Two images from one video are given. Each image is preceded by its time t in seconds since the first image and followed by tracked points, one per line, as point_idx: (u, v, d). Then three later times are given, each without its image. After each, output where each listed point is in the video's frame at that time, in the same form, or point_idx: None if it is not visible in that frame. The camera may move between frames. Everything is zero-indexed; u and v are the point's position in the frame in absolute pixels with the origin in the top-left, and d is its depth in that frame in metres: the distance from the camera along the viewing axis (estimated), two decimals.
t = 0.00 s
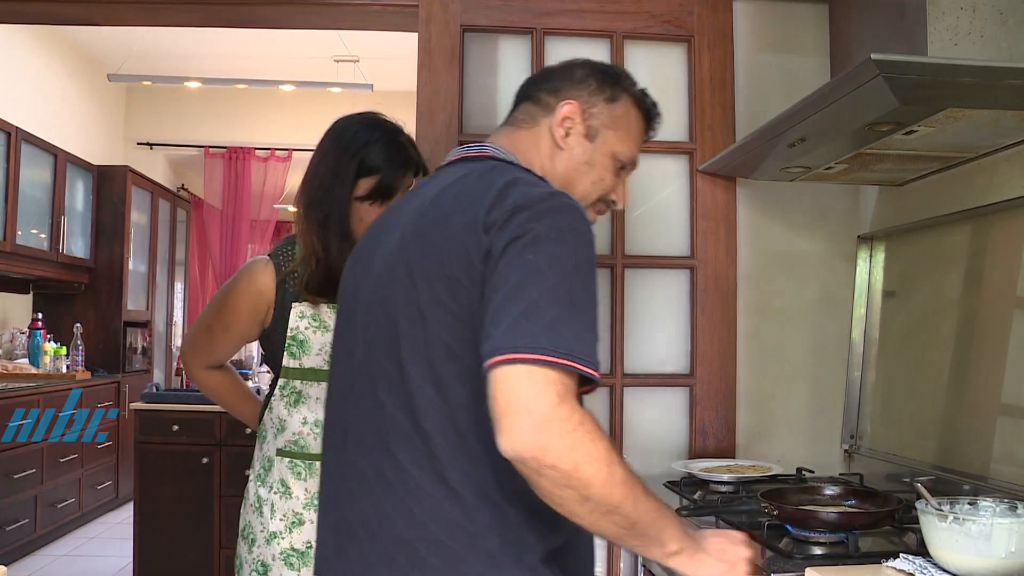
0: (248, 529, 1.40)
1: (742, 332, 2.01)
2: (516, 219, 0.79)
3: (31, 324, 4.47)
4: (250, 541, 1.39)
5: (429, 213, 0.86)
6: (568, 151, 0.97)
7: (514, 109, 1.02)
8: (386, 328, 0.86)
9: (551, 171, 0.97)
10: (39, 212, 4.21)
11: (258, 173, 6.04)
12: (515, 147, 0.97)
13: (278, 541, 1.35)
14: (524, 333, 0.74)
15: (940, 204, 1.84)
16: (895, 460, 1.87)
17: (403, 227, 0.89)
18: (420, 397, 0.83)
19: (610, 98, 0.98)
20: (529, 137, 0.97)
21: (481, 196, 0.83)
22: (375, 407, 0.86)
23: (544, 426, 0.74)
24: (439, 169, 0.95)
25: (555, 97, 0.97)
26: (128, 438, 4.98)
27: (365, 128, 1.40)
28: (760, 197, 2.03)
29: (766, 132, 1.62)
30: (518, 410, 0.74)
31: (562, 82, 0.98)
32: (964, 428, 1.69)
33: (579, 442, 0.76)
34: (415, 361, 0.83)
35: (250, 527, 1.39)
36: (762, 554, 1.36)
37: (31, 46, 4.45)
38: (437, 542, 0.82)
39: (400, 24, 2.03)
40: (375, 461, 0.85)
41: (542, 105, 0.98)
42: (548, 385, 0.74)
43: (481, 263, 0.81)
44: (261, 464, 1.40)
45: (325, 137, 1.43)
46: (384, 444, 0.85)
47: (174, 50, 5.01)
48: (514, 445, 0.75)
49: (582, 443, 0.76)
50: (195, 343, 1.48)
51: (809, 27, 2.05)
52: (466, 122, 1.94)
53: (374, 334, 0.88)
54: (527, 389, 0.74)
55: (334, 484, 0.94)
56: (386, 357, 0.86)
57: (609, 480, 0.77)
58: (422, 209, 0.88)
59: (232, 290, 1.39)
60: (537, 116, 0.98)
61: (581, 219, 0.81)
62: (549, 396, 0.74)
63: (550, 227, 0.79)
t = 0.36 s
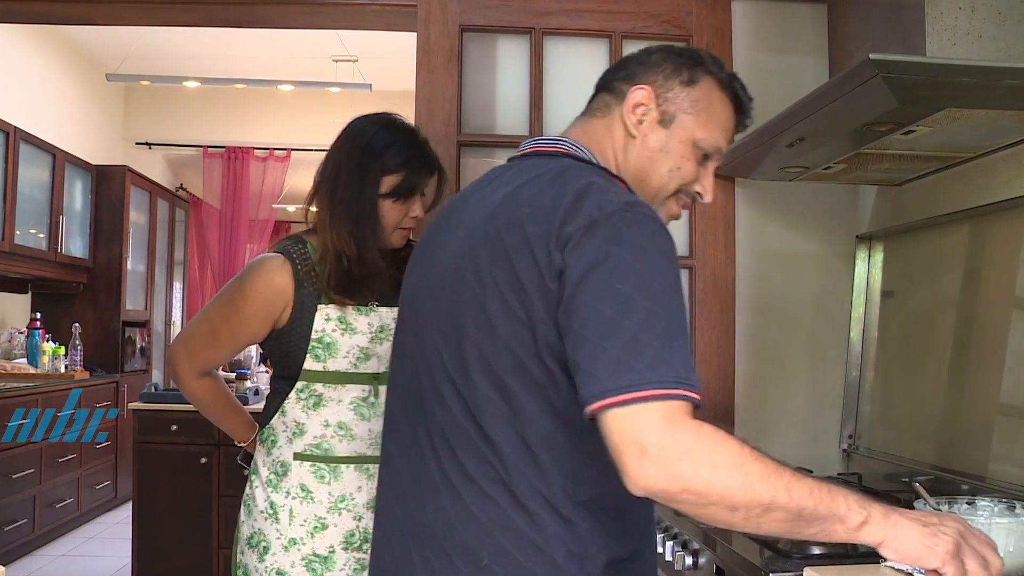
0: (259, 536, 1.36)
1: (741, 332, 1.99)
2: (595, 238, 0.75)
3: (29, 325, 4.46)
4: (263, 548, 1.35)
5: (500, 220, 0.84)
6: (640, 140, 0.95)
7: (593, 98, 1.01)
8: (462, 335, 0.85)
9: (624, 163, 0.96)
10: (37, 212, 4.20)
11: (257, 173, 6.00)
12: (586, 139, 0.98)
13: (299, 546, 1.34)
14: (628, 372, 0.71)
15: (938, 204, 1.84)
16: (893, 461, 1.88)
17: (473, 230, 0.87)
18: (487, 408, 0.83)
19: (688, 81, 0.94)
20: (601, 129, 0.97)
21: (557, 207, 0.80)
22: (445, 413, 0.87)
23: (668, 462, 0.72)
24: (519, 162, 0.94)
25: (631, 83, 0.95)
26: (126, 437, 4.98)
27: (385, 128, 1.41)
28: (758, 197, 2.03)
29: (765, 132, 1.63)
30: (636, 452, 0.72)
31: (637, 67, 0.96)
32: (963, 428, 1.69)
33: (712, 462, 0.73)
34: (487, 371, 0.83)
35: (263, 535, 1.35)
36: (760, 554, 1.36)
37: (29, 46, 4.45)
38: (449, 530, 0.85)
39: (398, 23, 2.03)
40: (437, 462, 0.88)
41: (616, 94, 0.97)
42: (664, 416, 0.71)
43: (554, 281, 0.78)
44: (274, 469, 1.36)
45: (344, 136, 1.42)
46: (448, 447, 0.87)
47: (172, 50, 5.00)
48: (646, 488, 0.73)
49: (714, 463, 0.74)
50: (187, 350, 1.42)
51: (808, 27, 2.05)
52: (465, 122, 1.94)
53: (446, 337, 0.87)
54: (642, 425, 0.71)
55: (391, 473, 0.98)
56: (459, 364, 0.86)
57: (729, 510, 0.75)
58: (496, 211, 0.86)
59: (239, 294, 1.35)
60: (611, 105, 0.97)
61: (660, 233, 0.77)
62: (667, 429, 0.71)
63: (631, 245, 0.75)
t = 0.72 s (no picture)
0: (287, 543, 1.32)
1: (739, 332, 1.99)
2: (623, 251, 0.75)
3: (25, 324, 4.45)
4: (292, 555, 1.32)
5: (524, 223, 0.84)
6: (695, 167, 0.96)
7: (638, 105, 0.99)
8: (485, 337, 0.86)
9: (673, 185, 0.96)
10: (33, 211, 4.20)
11: (253, 172, 5.96)
12: (634, 151, 0.95)
13: (332, 550, 1.32)
14: (649, 394, 0.71)
15: (935, 204, 1.85)
16: (890, 460, 1.88)
17: (497, 231, 0.87)
18: (507, 411, 0.83)
19: (746, 121, 0.98)
20: (656, 143, 0.95)
21: (584, 217, 0.80)
22: (465, 413, 0.88)
23: (674, 486, 0.73)
24: (546, 163, 0.94)
25: (695, 106, 0.95)
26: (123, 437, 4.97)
27: (402, 134, 1.40)
28: (755, 199, 2.04)
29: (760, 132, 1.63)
30: (645, 476, 0.72)
31: (701, 92, 0.96)
32: (959, 428, 1.69)
33: (719, 488, 0.74)
34: (508, 374, 0.83)
35: (292, 541, 1.32)
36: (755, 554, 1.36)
37: (25, 45, 4.44)
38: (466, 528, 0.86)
39: (394, 23, 2.02)
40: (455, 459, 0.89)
41: (680, 113, 0.95)
42: (674, 443, 0.71)
43: (578, 289, 0.78)
44: (302, 472, 1.33)
45: (365, 142, 1.40)
46: (467, 446, 0.87)
47: (168, 49, 5.00)
48: (650, 511, 0.74)
49: (717, 487, 0.75)
50: (199, 348, 1.32)
51: (804, 27, 2.05)
52: (461, 122, 1.94)
53: (468, 338, 0.88)
54: (653, 451, 0.71)
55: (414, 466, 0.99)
56: (481, 365, 0.86)
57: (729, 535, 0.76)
58: (523, 214, 0.85)
59: (266, 286, 1.28)
60: (671, 122, 0.95)
61: (688, 248, 0.78)
62: (675, 455, 0.72)
63: (659, 262, 0.75)
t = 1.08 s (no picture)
0: (297, 550, 1.30)
1: (732, 332, 2.00)
2: (593, 242, 0.76)
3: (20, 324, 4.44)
4: (303, 561, 1.30)
5: (504, 220, 0.88)
6: (654, 146, 0.96)
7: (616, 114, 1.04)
8: (468, 330, 0.89)
9: (637, 169, 0.98)
10: (27, 210, 4.19)
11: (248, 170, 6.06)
12: (603, 148, 1.00)
13: (343, 552, 1.31)
14: (639, 366, 0.70)
15: (929, 204, 1.85)
16: (885, 460, 1.88)
17: (482, 230, 0.91)
18: (485, 401, 0.86)
19: (703, 93, 0.95)
20: (617, 136, 1.00)
21: (558, 209, 0.81)
22: (450, 402, 0.92)
23: (674, 447, 0.72)
24: (535, 166, 0.97)
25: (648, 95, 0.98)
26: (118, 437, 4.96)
27: (407, 140, 1.43)
28: (750, 197, 2.04)
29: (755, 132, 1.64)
30: (644, 438, 0.72)
31: (657, 82, 0.99)
32: (953, 427, 1.69)
33: (714, 449, 0.74)
34: (486, 362, 0.86)
35: (302, 547, 1.30)
36: (750, 553, 1.37)
37: (20, 44, 4.43)
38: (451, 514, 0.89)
39: (389, 22, 2.02)
40: (443, 447, 0.92)
41: (635, 105, 0.99)
42: (672, 404, 0.70)
43: (548, 280, 0.80)
44: (307, 476, 1.31)
45: (372, 148, 1.41)
46: (451, 433, 0.91)
47: (163, 48, 4.99)
48: (653, 471, 0.74)
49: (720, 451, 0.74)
50: (196, 349, 1.27)
51: (799, 27, 2.05)
52: (456, 122, 1.94)
53: (454, 331, 0.92)
54: (652, 418, 0.71)
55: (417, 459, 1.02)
56: (464, 357, 0.89)
57: (729, 504, 0.75)
58: (505, 212, 0.89)
59: (275, 283, 1.26)
60: (628, 115, 1.00)
61: (663, 237, 0.78)
62: (676, 416, 0.71)
63: (631, 247, 0.74)
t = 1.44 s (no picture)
0: (242, 564, 1.25)
1: (726, 332, 2.01)
2: (585, 242, 0.75)
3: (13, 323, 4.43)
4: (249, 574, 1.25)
5: (495, 219, 0.87)
6: (652, 146, 0.96)
7: (603, 111, 1.04)
8: (460, 330, 0.89)
9: (632, 167, 0.97)
10: (19, 209, 4.18)
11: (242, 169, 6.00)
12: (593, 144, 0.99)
13: (290, 564, 1.27)
14: (631, 364, 0.71)
15: (921, 203, 1.86)
16: (877, 458, 1.88)
17: (474, 230, 0.91)
18: (478, 400, 0.86)
19: (698, 92, 0.95)
20: (611, 134, 0.99)
21: (549, 209, 0.81)
22: (444, 402, 0.92)
23: (668, 444, 0.72)
24: (525, 166, 0.97)
25: (641, 93, 0.98)
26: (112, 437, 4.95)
27: (361, 147, 1.45)
28: (743, 197, 2.04)
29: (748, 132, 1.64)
30: (639, 434, 0.72)
31: (648, 78, 0.98)
32: (945, 426, 1.70)
33: (707, 448, 0.74)
34: (481, 363, 0.86)
35: (248, 560, 1.25)
36: (743, 552, 1.37)
37: (12, 42, 4.42)
38: (451, 513, 0.88)
39: (382, 21, 2.02)
40: (438, 447, 0.92)
41: (630, 102, 0.98)
42: (670, 402, 0.71)
43: (539, 277, 0.80)
44: (252, 487, 1.26)
45: (328, 150, 1.41)
46: (446, 434, 0.91)
47: (157, 46, 4.98)
48: (645, 468, 0.74)
49: (713, 453, 0.74)
50: (144, 346, 1.19)
51: (792, 26, 2.06)
52: (450, 120, 1.94)
53: (445, 331, 0.92)
54: (645, 415, 0.71)
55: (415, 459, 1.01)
56: (456, 357, 0.90)
57: (719, 504, 0.76)
58: (495, 212, 0.88)
59: (234, 280, 1.21)
60: (622, 113, 0.99)
61: (655, 233, 0.78)
62: (672, 415, 0.72)
63: (623, 245, 0.75)
